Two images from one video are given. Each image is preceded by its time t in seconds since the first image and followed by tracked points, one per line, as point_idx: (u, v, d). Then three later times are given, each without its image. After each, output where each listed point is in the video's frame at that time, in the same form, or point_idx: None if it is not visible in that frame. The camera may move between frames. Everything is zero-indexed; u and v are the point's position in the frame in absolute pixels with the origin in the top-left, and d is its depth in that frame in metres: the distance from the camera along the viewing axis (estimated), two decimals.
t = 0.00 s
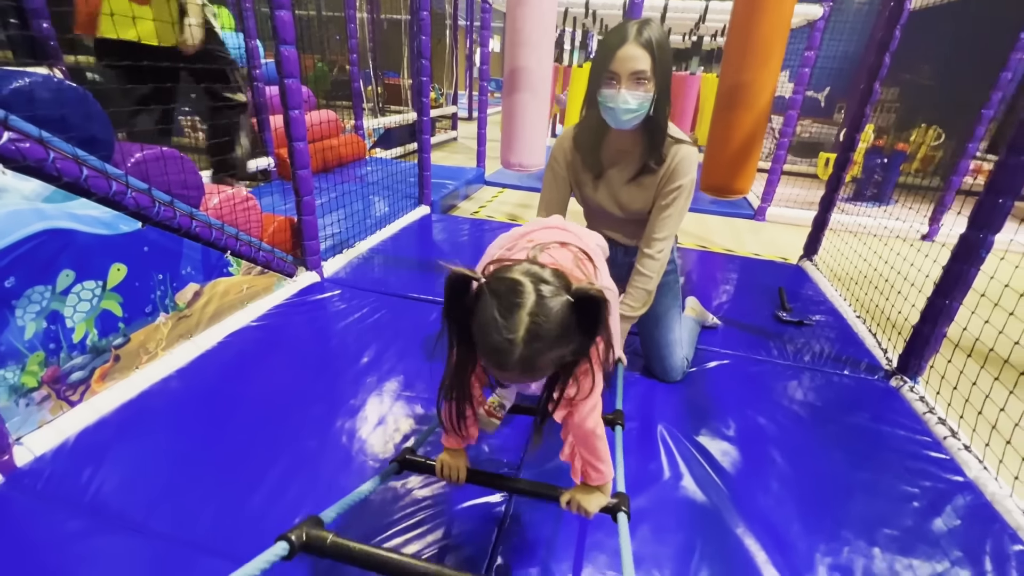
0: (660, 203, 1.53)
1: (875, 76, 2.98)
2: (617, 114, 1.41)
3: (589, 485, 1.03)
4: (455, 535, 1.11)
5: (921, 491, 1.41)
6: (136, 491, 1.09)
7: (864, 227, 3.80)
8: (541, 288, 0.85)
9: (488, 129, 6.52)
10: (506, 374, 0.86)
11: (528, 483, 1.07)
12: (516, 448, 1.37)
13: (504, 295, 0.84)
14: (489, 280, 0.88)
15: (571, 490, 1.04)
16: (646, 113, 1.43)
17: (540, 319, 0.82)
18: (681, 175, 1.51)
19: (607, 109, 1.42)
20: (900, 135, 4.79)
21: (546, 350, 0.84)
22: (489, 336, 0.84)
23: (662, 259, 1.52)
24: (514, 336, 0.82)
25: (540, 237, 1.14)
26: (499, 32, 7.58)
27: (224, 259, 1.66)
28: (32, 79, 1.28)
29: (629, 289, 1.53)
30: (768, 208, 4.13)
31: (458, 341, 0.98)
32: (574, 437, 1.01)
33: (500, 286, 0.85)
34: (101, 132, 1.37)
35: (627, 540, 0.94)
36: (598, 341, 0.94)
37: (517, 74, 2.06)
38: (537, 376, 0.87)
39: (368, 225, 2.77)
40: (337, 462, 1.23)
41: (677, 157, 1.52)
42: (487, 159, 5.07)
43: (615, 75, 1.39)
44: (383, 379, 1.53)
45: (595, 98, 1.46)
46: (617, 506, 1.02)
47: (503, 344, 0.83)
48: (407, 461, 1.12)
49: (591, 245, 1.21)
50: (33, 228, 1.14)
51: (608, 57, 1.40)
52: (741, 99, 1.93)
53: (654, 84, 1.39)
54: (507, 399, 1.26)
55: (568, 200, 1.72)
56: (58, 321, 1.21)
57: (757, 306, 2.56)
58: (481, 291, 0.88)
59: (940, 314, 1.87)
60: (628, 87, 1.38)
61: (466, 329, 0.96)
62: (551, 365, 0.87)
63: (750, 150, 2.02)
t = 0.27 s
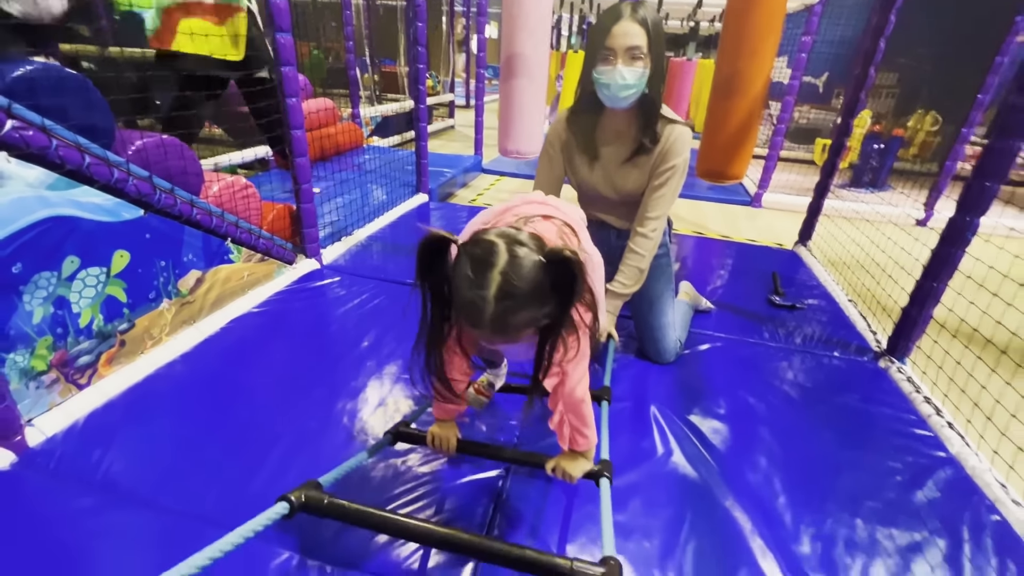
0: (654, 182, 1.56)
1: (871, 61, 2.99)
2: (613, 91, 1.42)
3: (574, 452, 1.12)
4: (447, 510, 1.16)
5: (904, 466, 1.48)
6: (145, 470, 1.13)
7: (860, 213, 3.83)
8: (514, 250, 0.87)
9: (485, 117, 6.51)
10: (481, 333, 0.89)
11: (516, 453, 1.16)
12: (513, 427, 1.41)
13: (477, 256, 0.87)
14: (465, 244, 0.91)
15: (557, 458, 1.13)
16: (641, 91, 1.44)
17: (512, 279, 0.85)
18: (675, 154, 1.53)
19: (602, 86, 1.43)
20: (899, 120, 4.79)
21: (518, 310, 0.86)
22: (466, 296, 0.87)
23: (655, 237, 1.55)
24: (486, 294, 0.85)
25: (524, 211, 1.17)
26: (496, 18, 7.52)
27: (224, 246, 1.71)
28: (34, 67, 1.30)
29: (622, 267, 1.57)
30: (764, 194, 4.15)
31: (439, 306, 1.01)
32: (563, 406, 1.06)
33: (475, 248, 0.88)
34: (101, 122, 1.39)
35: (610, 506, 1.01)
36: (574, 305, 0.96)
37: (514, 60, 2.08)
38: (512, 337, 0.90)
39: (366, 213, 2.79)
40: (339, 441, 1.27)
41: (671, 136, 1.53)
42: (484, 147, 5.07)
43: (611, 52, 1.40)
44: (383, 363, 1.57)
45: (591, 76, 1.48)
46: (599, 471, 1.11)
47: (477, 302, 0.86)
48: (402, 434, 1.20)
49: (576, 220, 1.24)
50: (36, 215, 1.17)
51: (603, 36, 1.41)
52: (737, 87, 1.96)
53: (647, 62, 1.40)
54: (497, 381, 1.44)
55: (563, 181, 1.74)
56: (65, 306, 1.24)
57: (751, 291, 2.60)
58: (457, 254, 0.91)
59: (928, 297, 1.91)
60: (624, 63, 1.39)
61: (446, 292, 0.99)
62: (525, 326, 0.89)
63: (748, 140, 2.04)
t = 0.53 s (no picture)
0: (647, 158, 1.59)
1: (861, 29, 2.99)
2: (606, 71, 1.45)
3: (574, 427, 1.16)
4: (456, 478, 1.22)
5: (888, 425, 1.62)
6: (166, 452, 1.18)
7: (853, 182, 3.87)
8: (512, 231, 0.92)
9: (476, 95, 6.46)
10: (483, 310, 0.93)
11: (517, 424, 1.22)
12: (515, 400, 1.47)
13: (477, 237, 0.92)
14: (467, 228, 0.96)
15: (556, 430, 1.18)
16: (632, 69, 1.46)
17: (510, 257, 0.89)
18: (666, 130, 1.56)
19: (595, 66, 1.46)
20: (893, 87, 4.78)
21: (516, 286, 0.90)
22: (469, 274, 0.91)
23: (648, 213, 1.59)
24: (485, 272, 0.89)
25: (531, 202, 1.22)
26: None
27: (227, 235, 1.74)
28: (32, 62, 1.32)
29: (617, 242, 1.61)
30: (757, 166, 4.17)
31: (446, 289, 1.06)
32: (565, 383, 1.11)
33: (475, 230, 0.93)
34: (101, 116, 1.41)
35: (605, 467, 1.09)
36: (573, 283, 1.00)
37: (503, 39, 2.10)
38: (512, 313, 0.94)
39: (363, 197, 2.82)
40: (350, 419, 1.33)
41: (663, 113, 1.56)
42: (477, 127, 5.06)
43: (602, 32, 1.42)
44: (388, 344, 1.61)
45: (582, 57, 1.50)
46: (597, 442, 1.18)
47: (477, 280, 0.90)
48: (409, 407, 1.25)
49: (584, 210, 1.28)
50: (43, 210, 1.19)
51: (594, 16, 1.43)
52: (722, 65, 1.99)
53: (638, 40, 1.42)
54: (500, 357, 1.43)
55: (558, 161, 1.77)
56: (77, 298, 1.27)
57: (745, 262, 2.64)
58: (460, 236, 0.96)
59: (913, 263, 1.97)
60: (615, 42, 1.42)
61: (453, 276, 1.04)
62: (524, 302, 0.93)
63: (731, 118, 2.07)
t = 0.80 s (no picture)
0: (648, 180, 1.65)
1: (864, 49, 3.05)
2: (609, 96, 1.52)
3: (575, 435, 1.20)
4: (463, 484, 1.26)
5: (885, 440, 1.65)
6: (185, 454, 1.23)
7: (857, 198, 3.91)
8: (546, 256, 0.96)
9: (484, 107, 6.55)
10: (516, 329, 0.98)
11: (521, 429, 1.26)
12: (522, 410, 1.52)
13: (513, 261, 0.96)
14: (504, 249, 1.00)
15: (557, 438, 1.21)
16: (635, 96, 1.53)
17: (544, 281, 0.94)
18: (667, 154, 1.62)
19: (599, 92, 1.53)
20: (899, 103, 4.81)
21: (550, 308, 0.95)
22: (504, 293, 0.96)
23: (649, 233, 1.63)
24: (520, 295, 0.94)
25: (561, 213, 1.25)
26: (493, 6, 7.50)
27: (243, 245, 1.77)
28: (74, 81, 1.35)
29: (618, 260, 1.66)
30: (762, 181, 4.22)
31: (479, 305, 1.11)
32: (572, 391, 1.14)
33: (511, 253, 0.97)
34: (131, 132, 1.47)
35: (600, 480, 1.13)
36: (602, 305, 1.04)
37: (511, 57, 2.17)
38: (544, 331, 0.99)
39: (374, 208, 2.88)
40: (361, 426, 1.37)
41: (664, 137, 1.62)
42: (484, 139, 5.13)
43: (606, 60, 1.49)
44: (397, 353, 1.66)
45: (586, 82, 1.57)
46: (594, 453, 1.22)
47: (512, 301, 0.95)
48: (419, 403, 1.31)
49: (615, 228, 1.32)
50: (77, 221, 1.21)
51: (599, 45, 1.50)
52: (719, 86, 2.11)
53: (640, 68, 1.49)
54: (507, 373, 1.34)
55: (563, 179, 1.82)
56: (104, 305, 1.31)
57: (748, 277, 2.69)
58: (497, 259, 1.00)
59: (912, 281, 2.01)
60: (618, 71, 1.49)
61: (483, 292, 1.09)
62: (555, 322, 0.98)
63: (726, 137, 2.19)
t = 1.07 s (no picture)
0: (659, 183, 1.69)
1: (879, 49, 3.05)
2: (620, 101, 1.55)
3: (591, 434, 1.25)
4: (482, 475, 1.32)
5: (895, 437, 1.68)
6: (218, 443, 1.30)
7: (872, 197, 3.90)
8: (570, 260, 1.01)
9: (498, 106, 6.59)
10: (536, 324, 1.04)
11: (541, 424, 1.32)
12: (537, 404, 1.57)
13: (539, 261, 1.01)
14: (530, 249, 1.05)
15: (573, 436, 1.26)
16: (646, 100, 1.57)
17: (565, 285, 0.99)
18: (678, 157, 1.66)
19: (611, 96, 1.57)
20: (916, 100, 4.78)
21: (568, 310, 1.00)
22: (527, 291, 1.01)
23: (661, 234, 1.68)
24: (542, 295, 0.99)
25: (592, 221, 1.30)
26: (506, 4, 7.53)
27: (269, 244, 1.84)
28: (115, 92, 1.41)
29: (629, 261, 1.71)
30: (776, 180, 4.22)
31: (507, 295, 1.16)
32: (591, 394, 1.19)
33: (538, 253, 1.02)
34: (167, 137, 1.55)
35: (609, 480, 1.17)
36: (621, 310, 1.09)
37: (524, 59, 2.20)
38: (561, 329, 1.04)
39: (391, 208, 2.94)
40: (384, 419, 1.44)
41: (674, 142, 1.66)
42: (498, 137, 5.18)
43: (618, 66, 1.53)
44: (416, 349, 1.72)
45: (599, 87, 1.61)
46: (605, 454, 1.26)
47: (534, 299, 1.00)
48: (441, 391, 1.38)
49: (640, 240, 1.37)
50: (118, 223, 1.28)
51: (612, 51, 1.54)
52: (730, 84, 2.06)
53: (651, 74, 1.53)
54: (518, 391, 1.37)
55: (577, 181, 1.87)
56: (142, 302, 1.38)
57: (760, 277, 2.71)
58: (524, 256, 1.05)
59: (924, 281, 2.04)
60: (629, 76, 1.53)
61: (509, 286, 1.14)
62: (574, 321, 1.03)
63: (734, 137, 2.14)
